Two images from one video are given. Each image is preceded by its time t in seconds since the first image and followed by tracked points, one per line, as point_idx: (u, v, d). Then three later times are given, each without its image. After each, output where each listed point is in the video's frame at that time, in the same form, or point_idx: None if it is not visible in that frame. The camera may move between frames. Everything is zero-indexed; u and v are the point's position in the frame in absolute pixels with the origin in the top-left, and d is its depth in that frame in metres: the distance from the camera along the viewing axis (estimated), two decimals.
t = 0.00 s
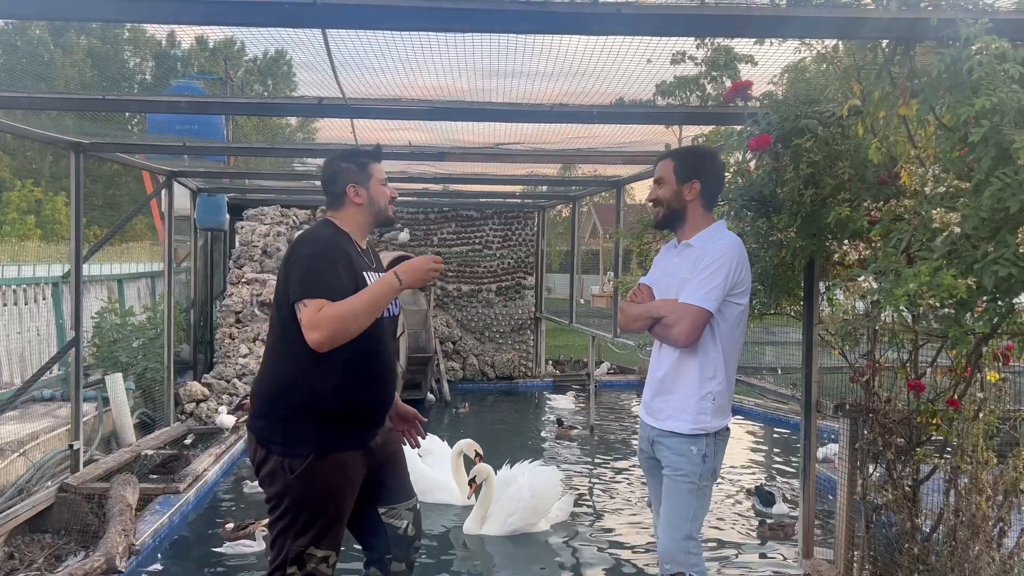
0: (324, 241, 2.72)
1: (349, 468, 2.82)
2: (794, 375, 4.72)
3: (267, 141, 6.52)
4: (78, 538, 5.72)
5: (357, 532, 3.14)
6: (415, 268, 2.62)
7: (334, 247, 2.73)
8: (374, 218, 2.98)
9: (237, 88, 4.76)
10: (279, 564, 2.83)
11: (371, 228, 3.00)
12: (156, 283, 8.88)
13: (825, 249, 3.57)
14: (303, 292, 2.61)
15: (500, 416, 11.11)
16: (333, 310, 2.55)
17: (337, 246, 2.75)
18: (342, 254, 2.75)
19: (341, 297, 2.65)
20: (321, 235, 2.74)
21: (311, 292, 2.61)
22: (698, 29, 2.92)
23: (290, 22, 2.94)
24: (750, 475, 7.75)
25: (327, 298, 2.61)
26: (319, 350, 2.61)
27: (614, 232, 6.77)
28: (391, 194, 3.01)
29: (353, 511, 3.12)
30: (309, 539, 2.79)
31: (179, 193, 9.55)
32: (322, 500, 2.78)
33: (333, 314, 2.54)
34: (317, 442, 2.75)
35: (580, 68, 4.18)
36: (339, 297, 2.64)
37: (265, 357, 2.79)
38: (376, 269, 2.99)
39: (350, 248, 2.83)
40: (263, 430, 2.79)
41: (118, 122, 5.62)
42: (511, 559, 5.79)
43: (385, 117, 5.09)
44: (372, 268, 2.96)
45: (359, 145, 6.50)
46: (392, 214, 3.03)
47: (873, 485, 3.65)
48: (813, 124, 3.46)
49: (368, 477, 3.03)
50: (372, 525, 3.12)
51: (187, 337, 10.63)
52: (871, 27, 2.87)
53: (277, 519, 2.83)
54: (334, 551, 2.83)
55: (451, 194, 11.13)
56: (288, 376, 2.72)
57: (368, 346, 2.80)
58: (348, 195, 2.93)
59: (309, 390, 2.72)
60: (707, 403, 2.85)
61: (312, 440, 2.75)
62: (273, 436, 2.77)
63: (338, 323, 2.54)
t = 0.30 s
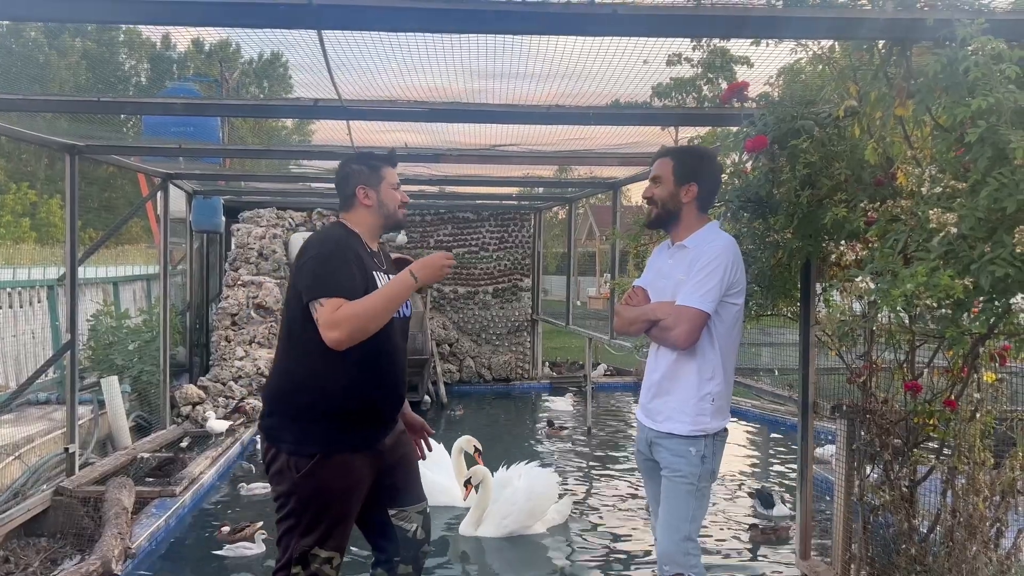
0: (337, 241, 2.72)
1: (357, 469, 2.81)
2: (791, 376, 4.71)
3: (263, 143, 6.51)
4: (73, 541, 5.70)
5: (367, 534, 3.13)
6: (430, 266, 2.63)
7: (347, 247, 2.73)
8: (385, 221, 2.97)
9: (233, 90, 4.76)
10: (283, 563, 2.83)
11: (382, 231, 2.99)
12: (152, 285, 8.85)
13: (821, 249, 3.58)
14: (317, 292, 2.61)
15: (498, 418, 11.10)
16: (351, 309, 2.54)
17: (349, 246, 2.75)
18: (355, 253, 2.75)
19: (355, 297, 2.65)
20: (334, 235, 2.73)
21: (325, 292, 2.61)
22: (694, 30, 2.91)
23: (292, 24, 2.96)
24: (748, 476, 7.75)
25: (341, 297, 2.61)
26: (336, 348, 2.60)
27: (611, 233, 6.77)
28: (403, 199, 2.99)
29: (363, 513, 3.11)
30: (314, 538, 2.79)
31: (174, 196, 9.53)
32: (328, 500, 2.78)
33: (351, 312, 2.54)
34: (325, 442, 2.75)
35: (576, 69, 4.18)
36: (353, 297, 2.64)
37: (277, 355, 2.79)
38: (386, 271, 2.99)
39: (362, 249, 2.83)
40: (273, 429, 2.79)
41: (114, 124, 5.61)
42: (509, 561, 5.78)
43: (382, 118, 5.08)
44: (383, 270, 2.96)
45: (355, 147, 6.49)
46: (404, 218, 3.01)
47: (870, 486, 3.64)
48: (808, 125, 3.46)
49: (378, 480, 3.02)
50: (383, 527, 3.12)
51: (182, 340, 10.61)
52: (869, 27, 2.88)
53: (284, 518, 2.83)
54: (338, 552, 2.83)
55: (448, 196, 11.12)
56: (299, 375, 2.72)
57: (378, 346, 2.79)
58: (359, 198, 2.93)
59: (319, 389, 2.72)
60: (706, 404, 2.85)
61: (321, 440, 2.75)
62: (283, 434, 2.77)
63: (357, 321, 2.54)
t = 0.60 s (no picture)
0: (348, 240, 2.72)
1: (357, 469, 2.81)
2: (788, 376, 4.72)
3: (260, 143, 6.50)
4: (70, 542, 5.66)
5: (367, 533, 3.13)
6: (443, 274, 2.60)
7: (358, 246, 2.72)
8: (397, 225, 2.97)
9: (230, 90, 4.76)
10: (283, 562, 2.83)
11: (393, 234, 2.99)
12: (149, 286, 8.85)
13: (818, 249, 3.59)
14: (327, 291, 2.61)
15: (495, 418, 11.10)
16: (360, 310, 2.54)
17: (360, 246, 2.74)
18: (365, 253, 2.74)
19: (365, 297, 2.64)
20: (346, 234, 2.73)
21: (335, 291, 2.60)
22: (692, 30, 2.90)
23: (288, 23, 2.95)
24: (745, 476, 7.76)
25: (352, 297, 2.60)
26: (345, 348, 2.60)
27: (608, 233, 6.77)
28: (416, 204, 3.00)
29: (364, 512, 3.11)
30: (313, 537, 2.79)
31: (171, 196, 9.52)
32: (328, 499, 2.78)
33: (360, 313, 2.53)
34: (327, 441, 2.75)
35: (573, 69, 4.18)
36: (363, 296, 2.63)
37: (282, 353, 2.80)
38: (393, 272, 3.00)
39: (372, 249, 2.83)
40: (277, 427, 2.80)
41: (110, 124, 5.60)
42: (506, 560, 5.78)
43: (378, 118, 5.08)
44: (390, 271, 2.96)
45: (351, 147, 6.49)
46: (415, 222, 3.01)
47: (866, 485, 3.66)
48: (804, 125, 3.47)
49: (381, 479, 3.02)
50: (383, 527, 3.11)
51: (179, 340, 10.60)
52: (864, 27, 2.88)
53: (284, 516, 2.84)
54: (337, 552, 2.83)
55: (445, 196, 11.11)
56: (303, 375, 2.73)
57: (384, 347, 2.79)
58: (373, 200, 2.94)
59: (324, 389, 2.72)
60: (701, 403, 2.86)
61: (322, 438, 2.75)
62: (287, 433, 2.78)
63: (365, 323, 2.52)
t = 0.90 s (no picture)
0: (345, 238, 2.71)
1: (354, 467, 2.81)
2: (784, 373, 4.73)
3: (257, 141, 6.50)
4: (68, 540, 5.64)
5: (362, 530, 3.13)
6: (446, 282, 2.59)
7: (355, 244, 2.73)
8: (394, 222, 2.97)
9: (227, 89, 4.75)
10: (279, 560, 2.83)
11: (390, 231, 2.99)
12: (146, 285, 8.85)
13: (814, 247, 3.59)
14: (325, 290, 2.61)
15: (493, 416, 11.10)
16: (360, 312, 2.54)
17: (357, 243, 2.74)
18: (363, 250, 2.74)
19: (363, 296, 2.64)
20: (343, 232, 2.73)
21: (333, 290, 2.60)
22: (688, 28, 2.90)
23: (281, 22, 2.93)
24: (742, 473, 7.77)
25: (351, 296, 2.60)
26: (343, 347, 2.61)
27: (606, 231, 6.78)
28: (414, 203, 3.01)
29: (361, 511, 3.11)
30: (310, 535, 2.79)
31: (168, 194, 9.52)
32: (325, 497, 2.78)
33: (361, 314, 2.54)
34: (325, 439, 2.75)
35: (569, 67, 4.19)
36: (361, 295, 2.63)
37: (280, 351, 2.80)
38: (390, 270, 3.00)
39: (370, 247, 2.83)
40: (275, 425, 2.80)
41: (107, 123, 5.60)
42: (504, 557, 5.79)
43: (374, 116, 5.08)
44: (387, 269, 2.96)
45: (349, 145, 6.50)
46: (412, 220, 3.02)
47: (862, 483, 3.65)
48: (801, 123, 3.47)
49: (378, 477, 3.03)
50: (381, 523, 3.11)
51: (177, 339, 10.60)
52: (859, 25, 2.89)
53: (281, 514, 2.84)
54: (334, 550, 2.83)
55: (443, 194, 11.11)
56: (301, 374, 2.73)
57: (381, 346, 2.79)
58: (372, 196, 2.94)
59: (322, 387, 2.72)
60: (696, 400, 2.86)
61: (320, 436, 2.75)
62: (284, 431, 2.78)
63: (366, 325, 2.53)
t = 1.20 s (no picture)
0: (341, 235, 2.71)
1: (349, 465, 2.81)
2: (783, 370, 4.73)
3: (255, 138, 6.49)
4: (67, 538, 5.65)
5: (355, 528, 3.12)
6: (447, 296, 2.56)
7: (351, 242, 2.72)
8: (390, 223, 2.97)
9: (226, 85, 4.74)
10: (274, 559, 2.83)
11: (385, 231, 2.98)
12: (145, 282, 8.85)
13: (813, 244, 3.58)
14: (321, 288, 2.60)
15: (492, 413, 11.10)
16: (358, 314, 2.54)
17: (353, 241, 2.74)
18: (359, 248, 2.74)
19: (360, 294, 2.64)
20: (339, 229, 2.73)
21: (329, 288, 2.60)
22: (686, 24, 2.90)
23: (280, 20, 2.93)
24: (741, 470, 7.78)
25: (348, 295, 2.60)
26: (337, 347, 2.60)
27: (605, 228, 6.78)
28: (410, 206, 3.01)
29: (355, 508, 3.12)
30: (305, 534, 2.79)
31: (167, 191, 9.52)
32: (320, 496, 2.78)
33: (359, 317, 2.53)
34: (320, 438, 2.75)
35: (568, 64, 4.18)
36: (358, 293, 2.63)
37: (273, 347, 2.80)
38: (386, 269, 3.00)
39: (366, 244, 2.83)
40: (269, 423, 2.79)
41: (105, 120, 5.59)
42: (502, 555, 5.79)
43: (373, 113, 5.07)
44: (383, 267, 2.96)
45: (348, 142, 6.49)
46: (408, 222, 3.02)
47: (861, 479, 3.65)
48: (800, 119, 3.46)
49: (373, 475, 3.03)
50: (376, 521, 3.11)
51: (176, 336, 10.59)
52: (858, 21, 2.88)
53: (276, 513, 2.84)
54: (329, 549, 2.83)
55: (442, 191, 11.11)
56: (297, 371, 2.72)
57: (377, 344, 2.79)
58: (370, 196, 2.93)
59: (318, 386, 2.72)
60: (695, 399, 2.86)
61: (314, 435, 2.75)
62: (278, 429, 2.77)
63: (362, 328, 2.53)
